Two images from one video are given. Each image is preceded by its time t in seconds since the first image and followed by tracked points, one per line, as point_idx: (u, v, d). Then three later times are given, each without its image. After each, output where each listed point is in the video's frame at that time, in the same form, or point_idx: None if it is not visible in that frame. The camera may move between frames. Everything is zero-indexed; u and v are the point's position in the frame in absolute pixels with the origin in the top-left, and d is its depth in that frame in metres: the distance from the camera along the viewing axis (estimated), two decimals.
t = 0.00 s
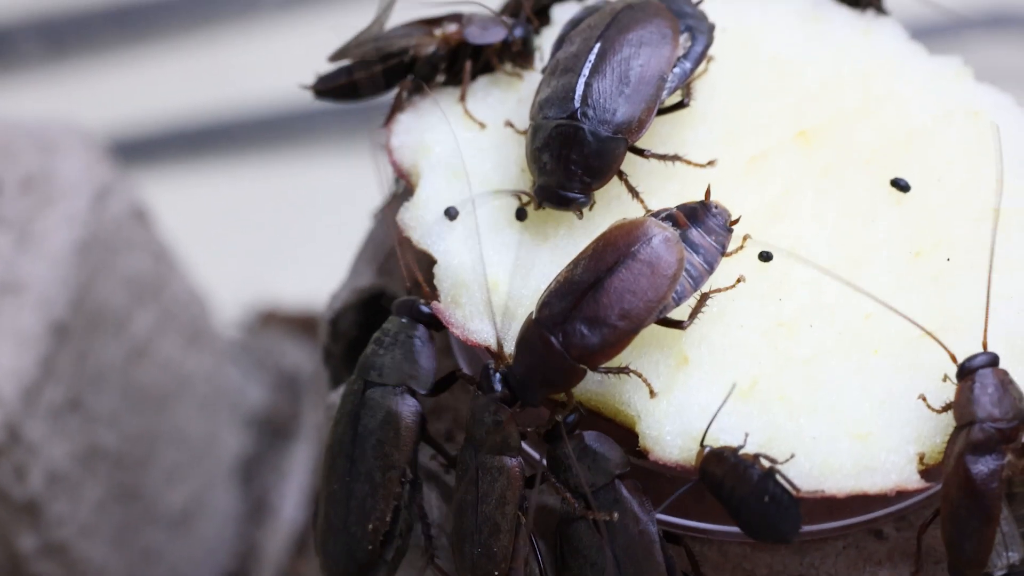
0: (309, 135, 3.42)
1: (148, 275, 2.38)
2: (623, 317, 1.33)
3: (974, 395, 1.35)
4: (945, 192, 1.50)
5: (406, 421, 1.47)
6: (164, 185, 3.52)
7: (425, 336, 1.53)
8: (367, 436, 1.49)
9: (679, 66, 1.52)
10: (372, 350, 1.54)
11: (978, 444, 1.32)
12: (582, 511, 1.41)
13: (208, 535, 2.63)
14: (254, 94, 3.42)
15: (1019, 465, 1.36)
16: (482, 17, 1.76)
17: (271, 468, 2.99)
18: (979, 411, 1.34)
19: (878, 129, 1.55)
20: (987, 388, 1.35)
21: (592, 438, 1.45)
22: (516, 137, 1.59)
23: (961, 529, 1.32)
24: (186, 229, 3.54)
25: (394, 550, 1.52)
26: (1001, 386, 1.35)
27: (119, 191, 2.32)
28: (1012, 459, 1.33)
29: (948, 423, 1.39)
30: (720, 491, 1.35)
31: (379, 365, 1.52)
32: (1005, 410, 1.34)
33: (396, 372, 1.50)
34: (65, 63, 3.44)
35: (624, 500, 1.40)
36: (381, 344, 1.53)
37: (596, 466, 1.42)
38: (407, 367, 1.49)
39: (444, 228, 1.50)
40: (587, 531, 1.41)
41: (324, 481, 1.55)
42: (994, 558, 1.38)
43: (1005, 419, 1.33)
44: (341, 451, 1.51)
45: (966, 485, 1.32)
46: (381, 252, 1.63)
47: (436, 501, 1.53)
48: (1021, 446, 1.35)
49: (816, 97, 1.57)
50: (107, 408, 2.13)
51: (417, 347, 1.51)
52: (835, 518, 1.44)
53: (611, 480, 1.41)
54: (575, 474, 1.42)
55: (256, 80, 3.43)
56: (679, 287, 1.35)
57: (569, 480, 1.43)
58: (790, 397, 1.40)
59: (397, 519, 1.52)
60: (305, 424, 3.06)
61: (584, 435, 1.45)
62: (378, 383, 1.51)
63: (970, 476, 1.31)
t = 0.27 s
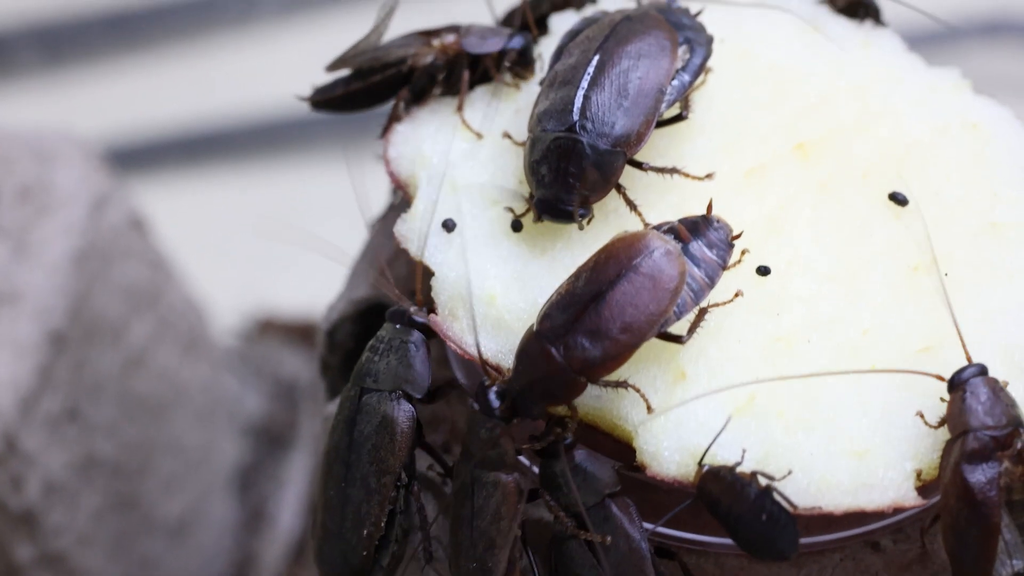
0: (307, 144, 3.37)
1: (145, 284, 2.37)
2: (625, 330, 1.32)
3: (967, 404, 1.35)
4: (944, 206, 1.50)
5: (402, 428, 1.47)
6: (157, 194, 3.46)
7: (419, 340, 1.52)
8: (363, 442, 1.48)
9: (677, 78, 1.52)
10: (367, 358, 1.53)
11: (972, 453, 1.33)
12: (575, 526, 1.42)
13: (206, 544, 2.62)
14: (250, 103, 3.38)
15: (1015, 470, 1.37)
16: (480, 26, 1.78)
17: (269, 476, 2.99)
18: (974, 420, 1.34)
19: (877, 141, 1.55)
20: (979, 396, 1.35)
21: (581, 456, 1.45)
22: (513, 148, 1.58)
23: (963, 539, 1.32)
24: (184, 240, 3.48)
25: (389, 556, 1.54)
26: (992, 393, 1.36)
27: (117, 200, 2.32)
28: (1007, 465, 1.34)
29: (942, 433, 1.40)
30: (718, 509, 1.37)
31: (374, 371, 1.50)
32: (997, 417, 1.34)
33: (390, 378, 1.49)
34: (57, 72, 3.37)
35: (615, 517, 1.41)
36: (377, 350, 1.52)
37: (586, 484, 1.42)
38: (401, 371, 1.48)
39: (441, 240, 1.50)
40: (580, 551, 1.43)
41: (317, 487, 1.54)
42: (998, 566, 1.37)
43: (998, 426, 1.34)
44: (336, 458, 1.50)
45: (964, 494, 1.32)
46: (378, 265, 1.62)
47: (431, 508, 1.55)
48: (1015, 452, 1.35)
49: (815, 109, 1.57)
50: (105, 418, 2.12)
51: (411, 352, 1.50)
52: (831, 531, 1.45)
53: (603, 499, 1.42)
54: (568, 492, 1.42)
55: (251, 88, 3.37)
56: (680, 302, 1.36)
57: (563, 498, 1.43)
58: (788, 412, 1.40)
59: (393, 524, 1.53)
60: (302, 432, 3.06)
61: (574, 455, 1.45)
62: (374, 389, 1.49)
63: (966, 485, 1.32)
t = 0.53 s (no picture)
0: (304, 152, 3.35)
1: (140, 294, 2.36)
2: (622, 344, 1.30)
3: (966, 420, 1.33)
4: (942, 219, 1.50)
5: (388, 433, 1.46)
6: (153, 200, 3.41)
7: (405, 342, 1.52)
8: (349, 449, 1.46)
9: (674, 90, 1.51)
10: (355, 363, 1.54)
11: (972, 469, 1.30)
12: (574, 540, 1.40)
13: (200, 554, 2.61)
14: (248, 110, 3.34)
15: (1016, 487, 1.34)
16: (479, 41, 1.77)
17: (264, 485, 2.98)
18: (973, 436, 1.32)
19: (875, 154, 1.54)
20: (978, 411, 1.34)
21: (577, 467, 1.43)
22: (509, 160, 1.57)
23: (962, 557, 1.30)
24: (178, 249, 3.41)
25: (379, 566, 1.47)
26: (992, 408, 1.34)
27: (112, 210, 2.31)
28: (1008, 482, 1.31)
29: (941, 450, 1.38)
30: (717, 525, 1.36)
31: (361, 376, 1.51)
32: (996, 433, 1.32)
33: (378, 382, 1.49)
34: (52, 78, 3.36)
35: (610, 531, 1.39)
36: (364, 354, 1.53)
37: (582, 497, 1.41)
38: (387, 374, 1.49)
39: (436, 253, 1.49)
40: (578, 564, 1.40)
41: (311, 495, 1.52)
42: None
43: (998, 442, 1.32)
44: (324, 466, 1.48)
45: (965, 512, 1.29)
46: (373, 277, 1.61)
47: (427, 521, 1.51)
48: (1015, 469, 1.33)
49: (812, 122, 1.57)
50: (99, 430, 2.12)
51: (396, 355, 1.50)
52: (827, 547, 1.43)
53: (598, 511, 1.40)
54: (563, 506, 1.41)
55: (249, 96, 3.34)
56: (677, 313, 1.34)
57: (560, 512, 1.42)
58: (786, 427, 1.38)
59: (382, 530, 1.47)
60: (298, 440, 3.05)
61: (571, 467, 1.43)
62: (361, 394, 1.50)
63: (967, 502, 1.29)
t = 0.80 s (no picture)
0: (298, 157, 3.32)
1: (134, 306, 2.36)
2: (617, 358, 1.28)
3: (963, 440, 1.32)
4: (938, 236, 1.49)
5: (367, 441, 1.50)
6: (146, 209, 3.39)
7: (392, 355, 1.54)
8: (332, 456, 1.52)
9: (669, 106, 1.50)
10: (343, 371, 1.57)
11: (969, 489, 1.30)
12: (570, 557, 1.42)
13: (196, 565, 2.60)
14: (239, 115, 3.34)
15: (1012, 505, 1.34)
16: (472, 54, 1.78)
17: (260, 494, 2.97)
18: (970, 456, 1.31)
19: (872, 169, 1.54)
20: (974, 431, 1.32)
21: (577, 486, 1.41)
22: (505, 176, 1.58)
23: None
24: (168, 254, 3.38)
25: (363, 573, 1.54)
26: (989, 428, 1.33)
27: (106, 222, 2.31)
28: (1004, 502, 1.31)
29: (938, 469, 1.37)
30: (711, 545, 1.37)
31: (345, 385, 1.54)
32: (994, 452, 1.31)
33: (360, 391, 1.53)
34: (46, 88, 3.35)
35: (610, 550, 1.38)
36: (351, 363, 1.56)
37: (580, 515, 1.40)
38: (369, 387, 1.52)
39: (430, 268, 1.48)
40: None
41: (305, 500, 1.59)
42: None
43: (995, 461, 1.31)
44: (312, 471, 1.54)
45: (962, 533, 1.29)
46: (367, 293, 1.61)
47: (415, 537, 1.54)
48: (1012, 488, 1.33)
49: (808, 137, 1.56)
50: (92, 442, 2.11)
51: (382, 366, 1.52)
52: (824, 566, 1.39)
53: (597, 531, 1.39)
54: (563, 524, 1.41)
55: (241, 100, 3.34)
56: (674, 332, 1.32)
57: (558, 531, 1.42)
58: (781, 445, 1.38)
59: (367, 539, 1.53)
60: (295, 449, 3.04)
61: (570, 485, 1.41)
62: (343, 403, 1.53)
63: (964, 523, 1.29)
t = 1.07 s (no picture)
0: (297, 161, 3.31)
1: (128, 316, 2.35)
2: (613, 375, 1.26)
3: (959, 450, 1.32)
4: (936, 251, 1.48)
5: (365, 445, 1.43)
6: (136, 215, 3.36)
7: (389, 359, 1.49)
8: (326, 460, 1.45)
9: (666, 120, 1.49)
10: (339, 374, 1.51)
11: (967, 498, 1.28)
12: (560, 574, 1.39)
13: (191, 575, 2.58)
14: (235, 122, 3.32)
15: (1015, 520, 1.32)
16: (469, 64, 1.78)
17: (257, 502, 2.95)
18: (967, 465, 1.30)
19: (868, 183, 1.53)
20: (970, 441, 1.32)
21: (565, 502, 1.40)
22: (499, 188, 1.57)
23: None
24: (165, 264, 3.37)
25: None
26: (986, 439, 1.32)
27: (99, 232, 2.31)
28: (1004, 510, 1.29)
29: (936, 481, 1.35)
30: (706, 563, 1.33)
31: (341, 388, 1.48)
32: (991, 462, 1.30)
33: (355, 394, 1.46)
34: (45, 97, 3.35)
35: (597, 566, 1.37)
36: (349, 364, 1.51)
37: (568, 535, 1.38)
38: (365, 389, 1.46)
39: (425, 282, 1.47)
40: None
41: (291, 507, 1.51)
42: None
43: (993, 470, 1.30)
44: (304, 478, 1.48)
45: (959, 543, 1.27)
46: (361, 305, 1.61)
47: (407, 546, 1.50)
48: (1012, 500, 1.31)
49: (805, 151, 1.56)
50: (85, 453, 2.11)
51: (380, 371, 1.47)
52: None
53: (586, 547, 1.37)
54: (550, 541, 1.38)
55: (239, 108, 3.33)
56: (669, 347, 1.30)
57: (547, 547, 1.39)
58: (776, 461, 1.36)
59: (360, 544, 1.47)
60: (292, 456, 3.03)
61: (559, 503, 1.39)
62: (337, 406, 1.47)
63: (961, 532, 1.27)
